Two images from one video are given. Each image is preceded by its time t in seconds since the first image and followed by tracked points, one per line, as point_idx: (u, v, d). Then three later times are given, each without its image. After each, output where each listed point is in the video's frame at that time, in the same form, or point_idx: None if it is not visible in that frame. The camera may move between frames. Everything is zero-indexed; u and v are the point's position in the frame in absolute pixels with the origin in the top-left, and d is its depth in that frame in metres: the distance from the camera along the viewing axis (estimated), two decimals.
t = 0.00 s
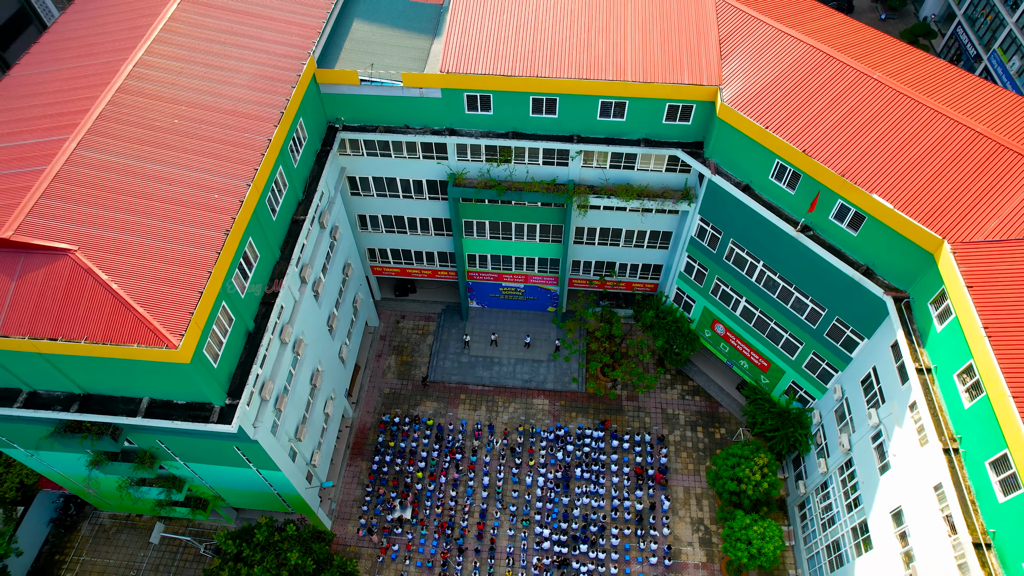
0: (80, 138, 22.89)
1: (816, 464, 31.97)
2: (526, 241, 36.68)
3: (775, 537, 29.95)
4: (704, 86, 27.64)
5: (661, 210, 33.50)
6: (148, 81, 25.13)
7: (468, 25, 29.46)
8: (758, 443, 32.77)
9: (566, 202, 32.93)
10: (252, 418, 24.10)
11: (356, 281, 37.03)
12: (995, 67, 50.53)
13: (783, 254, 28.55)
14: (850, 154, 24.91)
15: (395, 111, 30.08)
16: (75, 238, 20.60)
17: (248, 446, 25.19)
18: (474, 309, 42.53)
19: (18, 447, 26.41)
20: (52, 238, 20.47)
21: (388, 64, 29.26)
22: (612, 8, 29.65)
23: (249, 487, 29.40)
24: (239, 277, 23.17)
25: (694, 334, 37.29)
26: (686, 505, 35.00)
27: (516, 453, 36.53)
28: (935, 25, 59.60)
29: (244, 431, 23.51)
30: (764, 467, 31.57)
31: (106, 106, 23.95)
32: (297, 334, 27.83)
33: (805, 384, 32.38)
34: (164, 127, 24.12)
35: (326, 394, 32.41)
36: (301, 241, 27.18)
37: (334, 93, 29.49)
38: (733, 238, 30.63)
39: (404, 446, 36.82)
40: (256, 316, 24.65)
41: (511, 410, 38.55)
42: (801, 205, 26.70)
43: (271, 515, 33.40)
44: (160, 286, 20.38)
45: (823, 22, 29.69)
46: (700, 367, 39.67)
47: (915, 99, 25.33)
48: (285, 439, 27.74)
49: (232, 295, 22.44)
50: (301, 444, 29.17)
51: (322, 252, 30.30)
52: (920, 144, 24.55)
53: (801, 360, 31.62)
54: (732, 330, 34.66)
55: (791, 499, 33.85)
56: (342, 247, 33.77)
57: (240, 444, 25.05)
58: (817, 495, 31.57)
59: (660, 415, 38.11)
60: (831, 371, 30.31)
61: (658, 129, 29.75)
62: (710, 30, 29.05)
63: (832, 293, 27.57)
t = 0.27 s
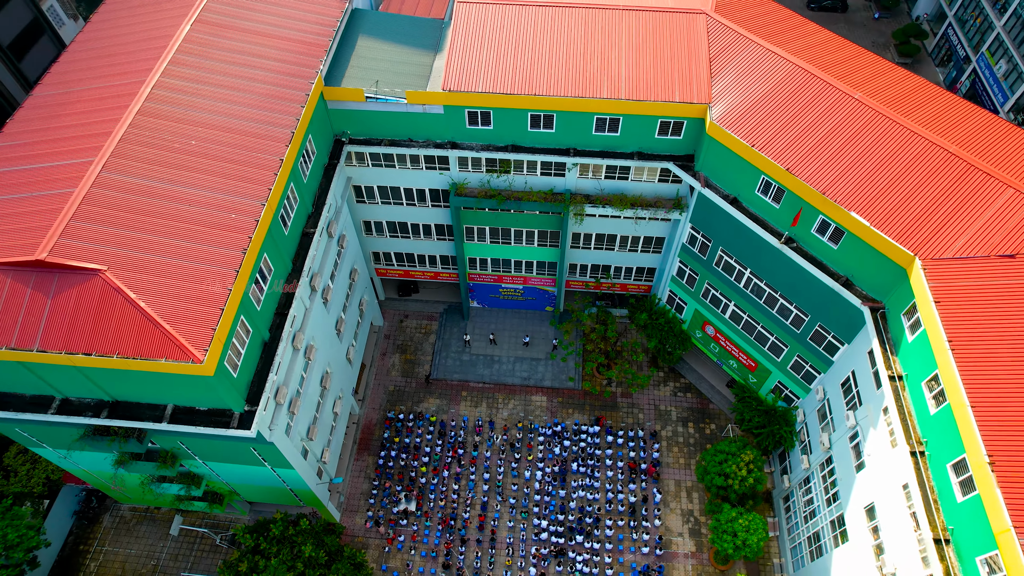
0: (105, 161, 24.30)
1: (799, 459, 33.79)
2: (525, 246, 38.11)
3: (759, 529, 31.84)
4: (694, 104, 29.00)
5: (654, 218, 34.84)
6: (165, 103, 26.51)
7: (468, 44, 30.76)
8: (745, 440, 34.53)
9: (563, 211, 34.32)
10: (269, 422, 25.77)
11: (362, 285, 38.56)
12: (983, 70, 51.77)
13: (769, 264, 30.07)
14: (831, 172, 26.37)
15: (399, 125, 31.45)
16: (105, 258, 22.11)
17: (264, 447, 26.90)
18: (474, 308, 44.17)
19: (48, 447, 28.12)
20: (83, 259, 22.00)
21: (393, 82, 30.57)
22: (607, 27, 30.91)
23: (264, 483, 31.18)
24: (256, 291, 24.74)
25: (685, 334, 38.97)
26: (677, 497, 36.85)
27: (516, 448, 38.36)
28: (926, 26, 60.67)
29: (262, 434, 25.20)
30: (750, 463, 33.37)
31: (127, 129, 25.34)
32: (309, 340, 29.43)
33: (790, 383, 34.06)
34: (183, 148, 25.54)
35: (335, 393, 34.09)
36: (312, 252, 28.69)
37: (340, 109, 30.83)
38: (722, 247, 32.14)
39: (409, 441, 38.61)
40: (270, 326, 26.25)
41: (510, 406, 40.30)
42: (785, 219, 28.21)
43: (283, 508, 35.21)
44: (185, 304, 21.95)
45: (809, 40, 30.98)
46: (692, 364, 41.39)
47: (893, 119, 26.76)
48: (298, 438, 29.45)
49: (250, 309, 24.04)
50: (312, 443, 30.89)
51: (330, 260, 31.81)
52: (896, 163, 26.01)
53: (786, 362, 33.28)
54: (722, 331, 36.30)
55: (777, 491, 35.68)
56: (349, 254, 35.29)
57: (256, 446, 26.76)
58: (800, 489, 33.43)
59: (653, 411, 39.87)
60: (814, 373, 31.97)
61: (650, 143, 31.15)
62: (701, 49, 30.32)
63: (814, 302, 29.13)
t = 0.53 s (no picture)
0: (127, 180, 25.78)
1: (784, 455, 35.63)
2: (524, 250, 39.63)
3: (745, 521, 33.74)
4: (685, 121, 30.43)
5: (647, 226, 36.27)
6: (181, 123, 27.93)
7: (469, 62, 32.12)
8: (733, 436, 36.33)
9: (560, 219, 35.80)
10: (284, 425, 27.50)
11: (367, 288, 40.15)
12: (971, 73, 52.98)
13: (755, 272, 31.67)
14: (813, 188, 27.86)
15: (402, 139, 32.88)
16: (131, 275, 23.67)
17: (279, 447, 28.66)
18: (475, 308, 45.83)
19: (74, 447, 29.88)
20: (110, 276, 23.56)
21: (397, 98, 31.93)
22: (601, 44, 32.26)
23: (277, 479, 33.00)
24: (271, 303, 26.35)
25: (678, 334, 40.65)
26: (669, 489, 38.73)
27: (515, 443, 40.24)
28: (918, 25, 61.71)
29: (277, 437, 26.94)
30: (738, 459, 35.22)
31: (147, 149, 26.78)
32: (319, 345, 31.08)
33: (776, 383, 35.80)
34: (199, 167, 26.99)
35: (343, 393, 35.82)
36: (321, 263, 30.25)
37: (347, 123, 32.22)
38: (712, 255, 33.71)
39: (413, 437, 40.45)
40: (284, 334, 27.89)
41: (510, 403, 42.09)
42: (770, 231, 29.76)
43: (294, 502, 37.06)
44: (207, 318, 23.57)
45: (796, 57, 32.33)
46: (684, 362, 43.12)
47: (872, 137, 28.23)
48: (310, 438, 31.21)
49: (266, 321, 25.68)
50: (322, 441, 32.65)
51: (338, 268, 33.37)
52: (874, 180, 27.51)
53: (772, 363, 34.98)
54: (712, 332, 37.98)
55: (763, 485, 37.54)
56: (355, 260, 36.85)
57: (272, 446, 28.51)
58: (784, 483, 35.32)
59: (646, 407, 41.64)
60: (798, 374, 33.69)
61: (643, 156, 32.61)
62: (692, 66, 31.67)
63: (797, 308, 30.76)
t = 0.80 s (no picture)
0: (147, 198, 27.29)
1: (770, 451, 37.49)
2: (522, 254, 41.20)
3: (732, 513, 35.65)
4: (676, 136, 31.90)
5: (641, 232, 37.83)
6: (197, 140, 29.38)
7: (470, 78, 33.49)
8: (722, 433, 38.17)
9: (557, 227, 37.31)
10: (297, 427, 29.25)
11: (372, 291, 41.76)
12: (959, 76, 54.28)
13: (742, 279, 33.29)
14: (796, 202, 29.39)
15: (406, 152, 34.33)
16: (154, 289, 25.28)
17: (292, 447, 30.43)
18: (476, 308, 47.53)
19: (99, 447, 31.66)
20: (135, 290, 25.16)
21: (401, 112, 33.32)
22: (596, 61, 33.63)
23: (289, 476, 34.84)
24: (285, 313, 27.99)
25: (670, 334, 42.36)
26: (661, 483, 40.63)
27: (514, 439, 42.08)
28: (910, 27, 62.86)
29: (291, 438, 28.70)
30: (726, 454, 37.08)
31: (165, 166, 28.26)
32: (328, 350, 32.76)
33: (763, 383, 37.56)
34: (214, 184, 28.49)
35: (350, 393, 37.55)
36: (330, 272, 31.85)
37: (353, 137, 33.66)
38: (702, 262, 35.32)
39: (417, 433, 42.28)
40: (296, 341, 29.56)
41: (509, 400, 43.89)
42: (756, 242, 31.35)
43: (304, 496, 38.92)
44: (226, 330, 25.21)
45: (783, 72, 33.73)
46: (677, 360, 44.88)
47: (853, 154, 29.73)
48: (320, 437, 32.99)
49: (280, 330, 27.33)
50: (332, 440, 34.44)
51: (345, 275, 34.96)
52: (854, 195, 29.06)
53: (759, 364, 36.73)
54: (703, 333, 39.70)
55: (751, 478, 39.43)
56: (361, 265, 38.43)
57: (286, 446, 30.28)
58: (770, 478, 37.21)
59: (640, 404, 43.44)
60: (783, 375, 35.43)
61: (637, 168, 34.12)
62: (683, 82, 33.06)
63: (782, 315, 32.41)
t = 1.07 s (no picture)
0: (166, 213, 28.88)
1: (758, 446, 39.39)
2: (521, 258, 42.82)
3: (720, 506, 37.59)
4: (668, 150, 33.41)
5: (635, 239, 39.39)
6: (211, 156, 30.90)
7: (471, 92, 34.89)
8: (712, 430, 40.08)
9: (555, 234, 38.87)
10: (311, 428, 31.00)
11: (377, 293, 43.41)
12: (947, 78, 55.63)
13: (731, 285, 34.97)
14: (781, 214, 30.97)
15: (410, 163, 35.84)
16: (176, 302, 26.94)
17: (305, 446, 32.23)
18: (476, 308, 49.29)
19: (120, 445, 33.45)
20: (158, 303, 26.82)
21: (404, 125, 34.75)
22: (592, 76, 35.05)
23: (300, 472, 36.71)
24: (297, 322, 29.66)
25: (664, 334, 44.14)
26: (654, 476, 42.57)
27: (514, 434, 44.01)
28: (901, 27, 64.05)
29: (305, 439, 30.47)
30: (715, 450, 38.98)
31: (182, 182, 29.81)
32: (337, 353, 34.43)
33: (751, 382, 39.34)
34: (229, 199, 30.06)
35: (357, 392, 39.35)
36: (340, 281, 33.56)
37: (359, 150, 35.14)
38: (693, 268, 36.97)
39: (421, 429, 44.16)
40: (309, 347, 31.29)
41: (508, 397, 45.73)
42: (744, 251, 33.00)
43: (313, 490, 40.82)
44: (244, 340, 26.91)
45: (771, 86, 35.19)
46: (670, 358, 46.69)
47: (835, 168, 31.27)
48: (330, 436, 34.80)
49: (293, 339, 29.02)
50: (340, 438, 36.24)
51: (352, 281, 36.59)
52: (835, 209, 30.62)
53: (747, 364, 38.49)
54: (694, 334, 41.45)
55: (740, 472, 41.37)
56: (367, 271, 40.09)
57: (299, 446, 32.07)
58: (757, 472, 39.13)
59: (635, 401, 45.29)
60: (770, 375, 37.20)
61: (631, 179, 35.69)
62: (676, 96, 34.49)
63: (768, 319, 34.12)
